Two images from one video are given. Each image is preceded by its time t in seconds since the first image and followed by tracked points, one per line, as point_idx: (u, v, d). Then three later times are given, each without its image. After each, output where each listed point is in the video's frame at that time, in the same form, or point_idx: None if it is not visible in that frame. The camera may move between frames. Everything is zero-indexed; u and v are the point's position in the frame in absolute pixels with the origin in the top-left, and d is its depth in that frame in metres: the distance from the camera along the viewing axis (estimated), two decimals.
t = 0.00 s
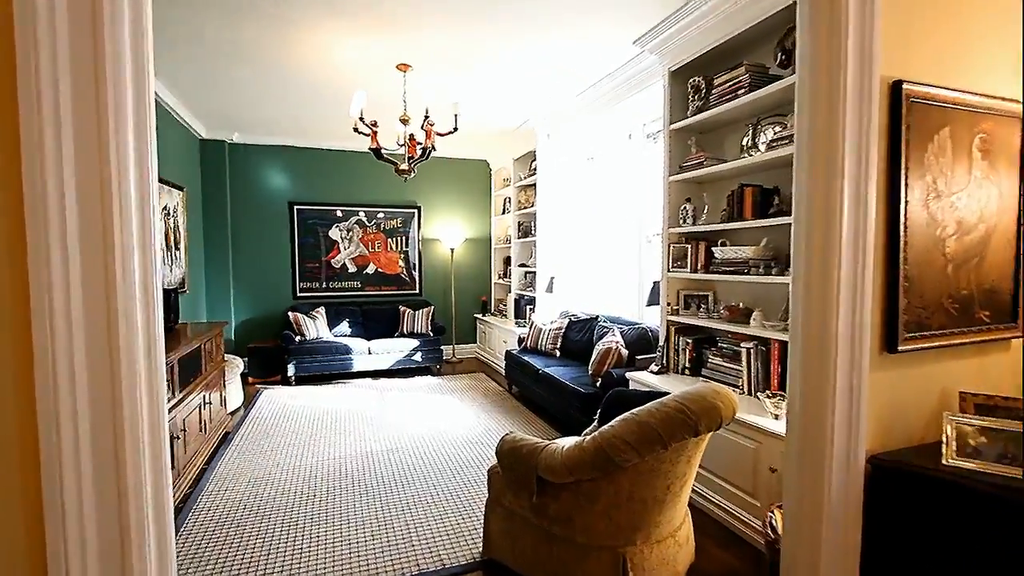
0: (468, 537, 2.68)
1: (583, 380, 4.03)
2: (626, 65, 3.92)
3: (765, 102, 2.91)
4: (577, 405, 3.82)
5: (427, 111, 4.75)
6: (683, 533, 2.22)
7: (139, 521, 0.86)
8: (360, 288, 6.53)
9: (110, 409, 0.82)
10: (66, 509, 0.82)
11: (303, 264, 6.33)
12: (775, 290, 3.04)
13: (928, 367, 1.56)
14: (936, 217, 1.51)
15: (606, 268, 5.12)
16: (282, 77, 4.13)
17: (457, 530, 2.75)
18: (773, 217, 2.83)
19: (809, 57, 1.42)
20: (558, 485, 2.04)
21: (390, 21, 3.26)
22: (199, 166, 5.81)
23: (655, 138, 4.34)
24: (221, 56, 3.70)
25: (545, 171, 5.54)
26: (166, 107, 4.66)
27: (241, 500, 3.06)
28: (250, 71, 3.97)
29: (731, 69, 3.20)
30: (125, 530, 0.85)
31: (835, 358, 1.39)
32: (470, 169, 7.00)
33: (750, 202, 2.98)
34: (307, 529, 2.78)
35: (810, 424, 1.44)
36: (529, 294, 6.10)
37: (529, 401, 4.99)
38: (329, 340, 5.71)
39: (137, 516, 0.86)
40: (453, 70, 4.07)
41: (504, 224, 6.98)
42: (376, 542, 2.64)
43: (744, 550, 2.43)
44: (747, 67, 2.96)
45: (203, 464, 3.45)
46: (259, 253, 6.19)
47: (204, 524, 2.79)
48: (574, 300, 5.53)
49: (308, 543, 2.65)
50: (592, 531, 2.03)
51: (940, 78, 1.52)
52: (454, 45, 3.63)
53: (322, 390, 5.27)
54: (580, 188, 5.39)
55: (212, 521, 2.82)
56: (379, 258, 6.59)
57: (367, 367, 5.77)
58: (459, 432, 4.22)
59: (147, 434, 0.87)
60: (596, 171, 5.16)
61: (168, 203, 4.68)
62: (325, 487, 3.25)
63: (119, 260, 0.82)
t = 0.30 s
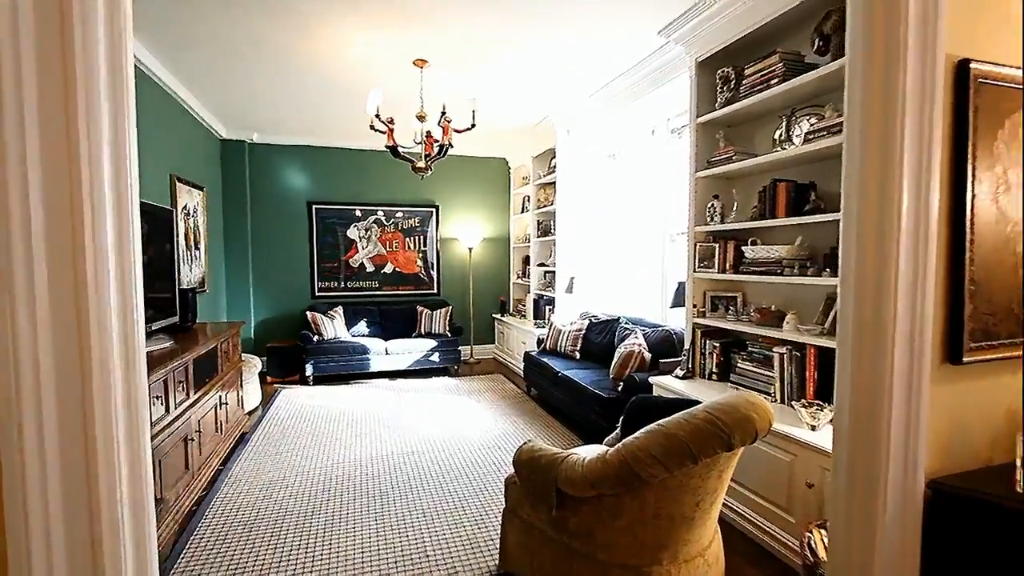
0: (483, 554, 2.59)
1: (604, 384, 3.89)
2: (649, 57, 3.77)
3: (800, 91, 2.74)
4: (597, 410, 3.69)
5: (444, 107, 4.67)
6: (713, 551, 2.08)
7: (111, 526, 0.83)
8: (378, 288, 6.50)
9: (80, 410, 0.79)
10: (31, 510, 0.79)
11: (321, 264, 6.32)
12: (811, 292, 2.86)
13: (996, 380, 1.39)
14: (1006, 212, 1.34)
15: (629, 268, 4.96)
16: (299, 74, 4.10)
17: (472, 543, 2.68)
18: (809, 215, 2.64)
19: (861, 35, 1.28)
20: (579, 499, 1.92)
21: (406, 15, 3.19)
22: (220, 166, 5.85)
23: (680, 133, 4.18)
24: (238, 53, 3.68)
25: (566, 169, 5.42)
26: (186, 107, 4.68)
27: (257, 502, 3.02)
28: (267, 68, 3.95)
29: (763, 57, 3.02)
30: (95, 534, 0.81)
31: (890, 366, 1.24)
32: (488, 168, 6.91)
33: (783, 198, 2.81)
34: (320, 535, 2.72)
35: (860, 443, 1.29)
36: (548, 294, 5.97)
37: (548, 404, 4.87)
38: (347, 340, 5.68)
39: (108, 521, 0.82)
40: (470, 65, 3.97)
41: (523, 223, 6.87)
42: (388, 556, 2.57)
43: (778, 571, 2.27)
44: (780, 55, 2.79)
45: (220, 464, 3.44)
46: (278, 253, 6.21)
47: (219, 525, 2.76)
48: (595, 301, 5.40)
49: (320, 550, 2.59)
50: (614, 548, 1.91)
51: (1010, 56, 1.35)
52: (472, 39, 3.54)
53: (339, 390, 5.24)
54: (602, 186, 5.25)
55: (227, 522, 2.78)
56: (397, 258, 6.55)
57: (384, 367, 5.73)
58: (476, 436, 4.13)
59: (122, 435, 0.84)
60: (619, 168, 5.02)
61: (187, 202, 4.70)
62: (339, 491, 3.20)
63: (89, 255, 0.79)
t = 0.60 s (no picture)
0: (497, 564, 2.48)
1: (624, 388, 3.76)
2: (672, 48, 3.63)
3: (836, 80, 2.57)
4: (618, 415, 3.56)
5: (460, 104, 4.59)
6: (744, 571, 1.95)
7: (79, 532, 0.78)
8: (395, 288, 6.47)
9: (42, 411, 0.75)
10: None
11: (339, 264, 6.32)
12: (847, 293, 2.69)
13: None
14: None
15: (651, 268, 4.82)
16: (315, 72, 4.07)
17: (487, 550, 2.61)
18: (846, 211, 2.49)
19: None
20: (599, 513, 1.81)
21: (422, 10, 3.11)
22: (239, 167, 5.88)
23: (704, 128, 4.03)
24: (254, 51, 3.65)
25: (586, 166, 5.29)
26: (205, 108, 4.69)
27: (271, 505, 2.99)
28: (283, 67, 3.92)
29: (795, 45, 2.86)
30: (60, 540, 0.77)
31: (948, 409, 0.96)
32: (506, 166, 6.82)
33: (818, 194, 2.65)
34: (332, 540, 2.66)
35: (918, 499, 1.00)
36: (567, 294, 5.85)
37: (567, 408, 4.75)
38: (364, 340, 5.66)
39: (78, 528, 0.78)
40: (487, 60, 3.88)
41: (541, 222, 6.76)
42: (399, 563, 2.49)
43: None
44: (815, 42, 2.62)
45: (235, 465, 3.42)
46: (296, 253, 6.22)
47: (232, 528, 2.72)
48: (615, 302, 5.26)
49: (331, 556, 2.52)
50: (638, 567, 1.80)
51: None
52: (490, 34, 3.45)
53: (356, 391, 5.22)
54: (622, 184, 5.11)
55: (241, 525, 2.75)
56: (414, 257, 6.51)
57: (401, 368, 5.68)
58: (492, 439, 4.03)
59: (91, 438, 0.79)
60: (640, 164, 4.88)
61: (206, 203, 4.72)
62: (353, 495, 3.13)
63: (54, 256, 0.74)
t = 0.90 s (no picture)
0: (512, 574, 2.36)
1: (645, 391, 3.62)
2: (695, 37, 3.48)
3: (877, 65, 2.40)
4: (639, 419, 3.43)
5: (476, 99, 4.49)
6: None
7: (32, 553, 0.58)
8: (410, 287, 6.41)
9: None
10: None
11: (355, 263, 6.28)
12: (888, 294, 2.52)
13: None
14: None
15: (672, 267, 4.66)
16: (329, 68, 4.01)
17: (503, 557, 2.50)
18: (887, 206, 2.32)
19: None
20: (622, 529, 1.69)
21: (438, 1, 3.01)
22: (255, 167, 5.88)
23: (729, 120, 3.90)
24: (267, 47, 3.59)
25: (604, 162, 5.16)
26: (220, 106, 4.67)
27: (282, 508, 2.93)
28: (297, 62, 3.86)
29: (830, 29, 2.69)
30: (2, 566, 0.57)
31: None
32: (522, 163, 6.71)
33: (855, 187, 2.48)
34: (342, 545, 2.58)
35: (989, 544, 0.50)
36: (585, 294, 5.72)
37: (585, 410, 4.64)
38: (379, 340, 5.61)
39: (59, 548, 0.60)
40: (502, 53, 3.77)
41: (558, 220, 6.64)
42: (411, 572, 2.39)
43: None
44: (853, 25, 2.45)
45: (247, 468, 3.38)
46: (312, 252, 6.21)
47: (242, 533, 2.67)
48: (635, 301, 5.13)
49: (341, 562, 2.45)
50: None
51: None
52: (506, 25, 3.34)
53: (371, 391, 5.18)
54: (643, 181, 4.97)
55: (251, 529, 2.70)
56: (430, 256, 6.45)
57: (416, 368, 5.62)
58: (507, 442, 3.93)
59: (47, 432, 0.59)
60: (662, 160, 4.73)
61: (222, 203, 4.71)
62: (364, 498, 3.06)
63: None
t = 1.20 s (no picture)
0: None
1: (666, 395, 3.48)
2: (718, 26, 3.33)
3: (919, 48, 2.23)
4: (659, 425, 3.29)
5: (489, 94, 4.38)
6: None
7: None
8: (423, 287, 6.33)
9: None
10: None
11: (367, 263, 6.22)
12: (931, 294, 2.35)
13: None
14: None
15: (692, 266, 4.50)
16: (339, 63, 3.93)
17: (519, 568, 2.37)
18: (931, 199, 2.15)
19: None
20: (647, 548, 1.56)
21: None
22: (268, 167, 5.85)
23: (753, 113, 3.73)
24: (276, 41, 3.52)
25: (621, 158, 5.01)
26: (232, 104, 4.63)
27: (291, 514, 2.85)
28: (307, 57, 3.79)
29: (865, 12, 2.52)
30: None
31: None
32: (536, 160, 6.59)
33: (896, 179, 2.31)
34: (351, 552, 2.50)
35: None
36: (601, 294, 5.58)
37: (601, 413, 4.50)
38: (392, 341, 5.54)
39: None
40: (516, 44, 3.64)
41: (574, 218, 6.50)
42: None
43: None
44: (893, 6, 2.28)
45: (256, 471, 3.31)
46: (324, 252, 6.16)
47: (249, 539, 2.59)
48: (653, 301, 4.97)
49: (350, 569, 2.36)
50: None
51: None
52: (521, 15, 3.22)
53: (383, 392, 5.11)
54: (661, 177, 4.82)
55: (259, 535, 2.63)
56: (442, 255, 6.36)
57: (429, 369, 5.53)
58: (522, 447, 3.80)
59: None
60: (681, 155, 4.57)
61: (234, 202, 4.67)
62: (374, 503, 2.97)
63: None
